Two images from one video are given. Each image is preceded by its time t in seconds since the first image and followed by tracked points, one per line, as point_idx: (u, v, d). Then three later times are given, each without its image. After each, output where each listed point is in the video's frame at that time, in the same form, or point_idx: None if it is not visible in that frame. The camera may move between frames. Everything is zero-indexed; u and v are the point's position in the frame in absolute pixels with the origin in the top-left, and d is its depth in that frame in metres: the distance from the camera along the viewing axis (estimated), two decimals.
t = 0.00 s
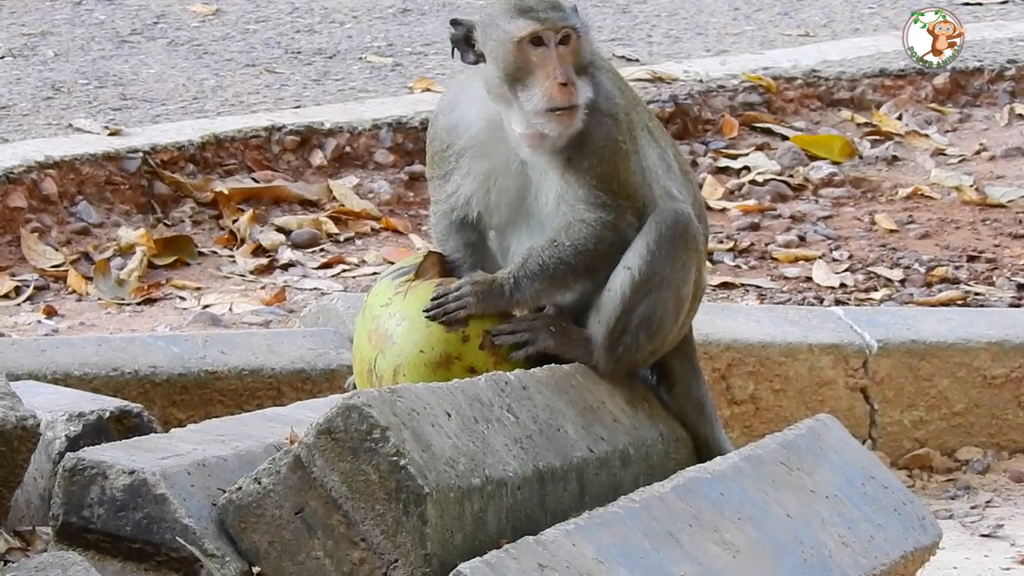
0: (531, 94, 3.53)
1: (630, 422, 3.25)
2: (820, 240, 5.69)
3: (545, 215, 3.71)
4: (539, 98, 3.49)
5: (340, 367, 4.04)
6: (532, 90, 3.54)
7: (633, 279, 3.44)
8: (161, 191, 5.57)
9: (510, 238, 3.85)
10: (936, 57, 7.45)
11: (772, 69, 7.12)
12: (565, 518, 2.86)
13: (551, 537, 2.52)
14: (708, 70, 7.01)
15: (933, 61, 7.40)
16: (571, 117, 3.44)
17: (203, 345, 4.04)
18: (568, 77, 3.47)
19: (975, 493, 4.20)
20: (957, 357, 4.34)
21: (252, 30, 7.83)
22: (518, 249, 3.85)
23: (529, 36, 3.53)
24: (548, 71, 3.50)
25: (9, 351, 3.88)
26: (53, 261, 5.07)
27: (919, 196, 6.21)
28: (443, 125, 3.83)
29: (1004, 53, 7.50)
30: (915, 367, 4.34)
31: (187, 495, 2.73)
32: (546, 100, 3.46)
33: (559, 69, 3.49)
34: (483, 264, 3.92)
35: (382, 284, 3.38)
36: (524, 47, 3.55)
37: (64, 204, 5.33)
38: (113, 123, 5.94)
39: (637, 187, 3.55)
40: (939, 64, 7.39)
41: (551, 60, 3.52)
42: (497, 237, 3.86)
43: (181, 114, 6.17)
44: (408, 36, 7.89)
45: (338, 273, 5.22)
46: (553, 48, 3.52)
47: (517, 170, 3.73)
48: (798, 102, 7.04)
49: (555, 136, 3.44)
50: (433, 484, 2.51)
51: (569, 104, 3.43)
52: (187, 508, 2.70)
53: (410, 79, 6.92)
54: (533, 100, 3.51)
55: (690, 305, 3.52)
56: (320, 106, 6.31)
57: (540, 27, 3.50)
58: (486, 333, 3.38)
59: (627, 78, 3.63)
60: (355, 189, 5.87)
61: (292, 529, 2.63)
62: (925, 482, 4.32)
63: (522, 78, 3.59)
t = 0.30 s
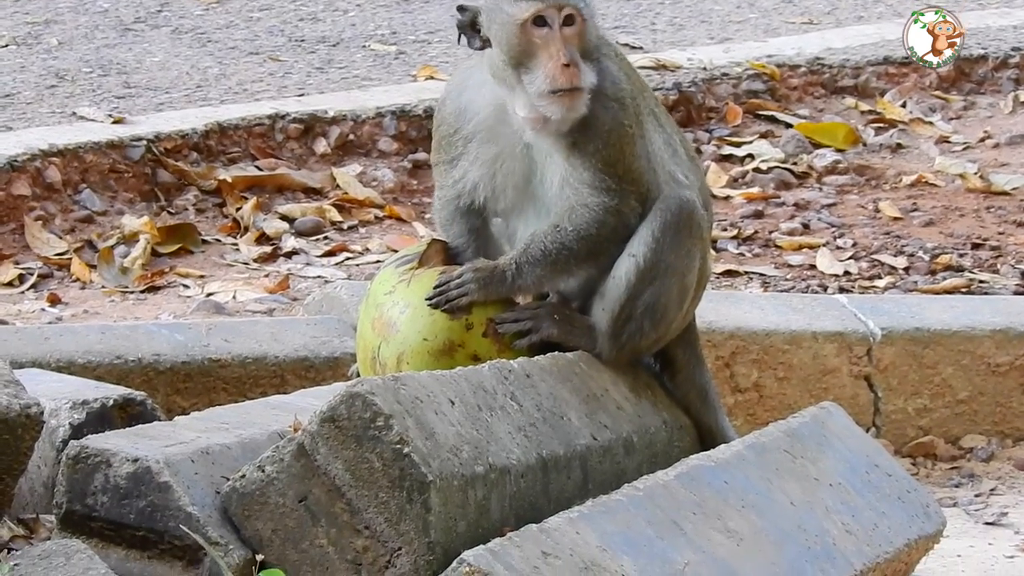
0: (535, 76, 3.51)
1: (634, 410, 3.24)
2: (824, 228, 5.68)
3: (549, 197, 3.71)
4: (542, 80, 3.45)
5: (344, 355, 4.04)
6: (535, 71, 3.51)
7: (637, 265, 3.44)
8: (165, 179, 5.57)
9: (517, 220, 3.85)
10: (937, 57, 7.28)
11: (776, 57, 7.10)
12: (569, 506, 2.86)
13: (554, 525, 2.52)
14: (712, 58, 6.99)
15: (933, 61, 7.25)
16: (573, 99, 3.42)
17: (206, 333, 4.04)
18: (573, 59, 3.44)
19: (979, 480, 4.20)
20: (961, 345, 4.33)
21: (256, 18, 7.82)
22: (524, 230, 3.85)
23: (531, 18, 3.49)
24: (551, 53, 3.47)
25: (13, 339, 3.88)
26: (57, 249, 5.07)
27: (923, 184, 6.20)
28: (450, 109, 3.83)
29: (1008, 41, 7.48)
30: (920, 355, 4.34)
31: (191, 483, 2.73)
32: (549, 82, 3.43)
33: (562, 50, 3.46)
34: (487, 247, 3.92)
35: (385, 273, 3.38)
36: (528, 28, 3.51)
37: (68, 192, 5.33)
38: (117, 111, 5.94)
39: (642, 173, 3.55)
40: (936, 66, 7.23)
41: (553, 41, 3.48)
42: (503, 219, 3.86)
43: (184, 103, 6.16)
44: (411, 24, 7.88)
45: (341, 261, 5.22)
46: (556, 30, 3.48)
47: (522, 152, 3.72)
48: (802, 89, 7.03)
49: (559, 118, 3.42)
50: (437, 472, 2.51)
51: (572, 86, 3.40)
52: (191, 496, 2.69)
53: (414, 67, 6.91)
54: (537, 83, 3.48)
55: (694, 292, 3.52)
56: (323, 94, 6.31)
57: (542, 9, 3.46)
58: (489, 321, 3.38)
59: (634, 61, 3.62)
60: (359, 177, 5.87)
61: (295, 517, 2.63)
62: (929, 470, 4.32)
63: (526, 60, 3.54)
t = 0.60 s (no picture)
0: (544, 68, 3.50)
1: (641, 399, 3.24)
2: (831, 218, 5.68)
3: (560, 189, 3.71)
4: (551, 72, 3.45)
5: (351, 344, 4.05)
6: (546, 64, 3.50)
7: (645, 256, 3.45)
8: (173, 168, 5.57)
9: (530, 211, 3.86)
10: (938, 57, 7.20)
11: (784, 46, 7.08)
12: (576, 495, 2.86)
13: (561, 514, 2.52)
14: (720, 48, 6.98)
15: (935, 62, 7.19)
16: (582, 93, 3.41)
17: (214, 322, 4.05)
18: (582, 51, 3.42)
19: (986, 470, 4.20)
20: (968, 334, 4.33)
21: (264, 7, 7.81)
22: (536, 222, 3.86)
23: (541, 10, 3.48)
24: (560, 45, 3.46)
25: (21, 328, 3.89)
26: (64, 239, 5.08)
27: (931, 173, 6.19)
28: (465, 105, 3.82)
29: (1017, 31, 7.46)
30: (927, 345, 4.34)
31: (197, 472, 2.73)
32: (557, 74, 3.43)
33: (573, 43, 3.44)
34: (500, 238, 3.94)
35: (393, 262, 3.36)
36: (536, 23, 3.50)
37: (76, 181, 5.33)
38: (125, 100, 5.94)
39: (651, 166, 3.56)
40: (936, 67, 7.19)
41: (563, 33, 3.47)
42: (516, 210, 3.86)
43: (193, 92, 6.16)
44: (420, 13, 7.88)
45: (349, 250, 5.22)
46: (567, 24, 3.46)
47: (532, 146, 3.73)
48: (810, 79, 7.01)
49: (565, 109, 3.41)
50: (444, 461, 2.51)
51: (579, 78, 3.40)
52: (198, 485, 2.69)
53: (422, 57, 6.91)
54: (546, 73, 3.48)
55: (702, 284, 3.53)
56: (332, 83, 6.30)
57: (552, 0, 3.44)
58: (497, 312, 3.37)
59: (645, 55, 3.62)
60: (367, 166, 5.87)
61: (303, 506, 2.63)
62: (936, 460, 4.32)
63: (535, 53, 3.54)
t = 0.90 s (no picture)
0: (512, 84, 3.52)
1: (647, 393, 3.24)
2: (838, 212, 5.67)
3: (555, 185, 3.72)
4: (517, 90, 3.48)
5: (357, 338, 4.05)
6: (514, 79, 3.51)
7: (649, 248, 3.45)
8: (179, 162, 5.58)
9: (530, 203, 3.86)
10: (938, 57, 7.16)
11: (789, 40, 7.08)
12: (582, 489, 2.86)
13: (567, 508, 2.52)
14: (726, 41, 6.97)
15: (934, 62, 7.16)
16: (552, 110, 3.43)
17: (220, 316, 4.05)
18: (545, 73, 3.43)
19: (992, 465, 4.20)
20: (974, 328, 4.33)
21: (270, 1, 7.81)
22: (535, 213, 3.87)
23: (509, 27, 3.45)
24: (524, 63, 3.45)
25: (27, 321, 3.89)
26: (70, 232, 5.09)
27: (937, 167, 6.18)
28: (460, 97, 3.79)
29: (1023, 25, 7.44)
30: (933, 339, 4.33)
31: (204, 466, 2.73)
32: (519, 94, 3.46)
33: (536, 62, 3.43)
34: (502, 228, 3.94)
35: (400, 255, 3.31)
36: (507, 37, 3.48)
37: (82, 174, 5.34)
38: (131, 94, 5.94)
39: (650, 157, 3.54)
40: (936, 68, 7.17)
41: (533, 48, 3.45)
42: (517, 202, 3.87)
43: (199, 85, 6.17)
44: (426, 7, 7.88)
45: (355, 244, 5.22)
46: (534, 44, 3.43)
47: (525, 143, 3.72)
48: (816, 73, 7.00)
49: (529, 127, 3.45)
50: (450, 456, 2.51)
51: (540, 98, 3.43)
52: (204, 480, 2.69)
53: (428, 50, 6.90)
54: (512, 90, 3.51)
55: (706, 275, 3.53)
56: (338, 77, 6.30)
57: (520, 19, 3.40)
58: (505, 314, 3.37)
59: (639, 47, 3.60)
60: (373, 160, 5.87)
61: (309, 501, 2.63)
62: (942, 454, 4.32)
63: (506, 66, 3.54)
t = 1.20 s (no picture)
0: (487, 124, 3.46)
1: (651, 392, 3.25)
2: (841, 210, 5.67)
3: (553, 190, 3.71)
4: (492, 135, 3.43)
5: (361, 337, 4.06)
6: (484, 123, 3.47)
7: (653, 249, 3.44)
8: (182, 161, 5.58)
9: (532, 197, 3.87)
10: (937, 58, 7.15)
11: (792, 39, 7.08)
12: (587, 487, 2.87)
13: (571, 507, 2.52)
14: (728, 40, 6.98)
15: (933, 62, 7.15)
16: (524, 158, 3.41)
17: (224, 316, 4.05)
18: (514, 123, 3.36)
19: (996, 463, 4.19)
20: (977, 327, 4.33)
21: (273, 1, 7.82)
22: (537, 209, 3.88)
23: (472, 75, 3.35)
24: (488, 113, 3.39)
25: (31, 321, 3.89)
26: (74, 232, 5.09)
27: (940, 166, 6.18)
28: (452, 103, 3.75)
29: None
30: (937, 337, 4.33)
31: (208, 466, 2.73)
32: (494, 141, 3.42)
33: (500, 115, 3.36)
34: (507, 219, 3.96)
35: (404, 256, 3.27)
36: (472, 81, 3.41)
37: (86, 174, 5.34)
38: (135, 93, 5.95)
39: (651, 158, 3.51)
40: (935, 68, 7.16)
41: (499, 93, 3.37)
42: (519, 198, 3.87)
43: (202, 85, 6.17)
44: (429, 6, 7.88)
45: (358, 243, 5.22)
46: (493, 101, 3.34)
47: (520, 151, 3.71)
48: (819, 71, 6.99)
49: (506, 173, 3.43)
50: (454, 455, 2.51)
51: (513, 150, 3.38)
52: (208, 479, 2.70)
53: (431, 50, 6.90)
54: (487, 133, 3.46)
55: (709, 273, 3.53)
56: (340, 76, 6.30)
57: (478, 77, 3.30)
58: (513, 319, 3.39)
59: (632, 51, 3.56)
60: (376, 159, 5.88)
61: (313, 499, 2.64)
62: (946, 452, 4.32)
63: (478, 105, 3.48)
